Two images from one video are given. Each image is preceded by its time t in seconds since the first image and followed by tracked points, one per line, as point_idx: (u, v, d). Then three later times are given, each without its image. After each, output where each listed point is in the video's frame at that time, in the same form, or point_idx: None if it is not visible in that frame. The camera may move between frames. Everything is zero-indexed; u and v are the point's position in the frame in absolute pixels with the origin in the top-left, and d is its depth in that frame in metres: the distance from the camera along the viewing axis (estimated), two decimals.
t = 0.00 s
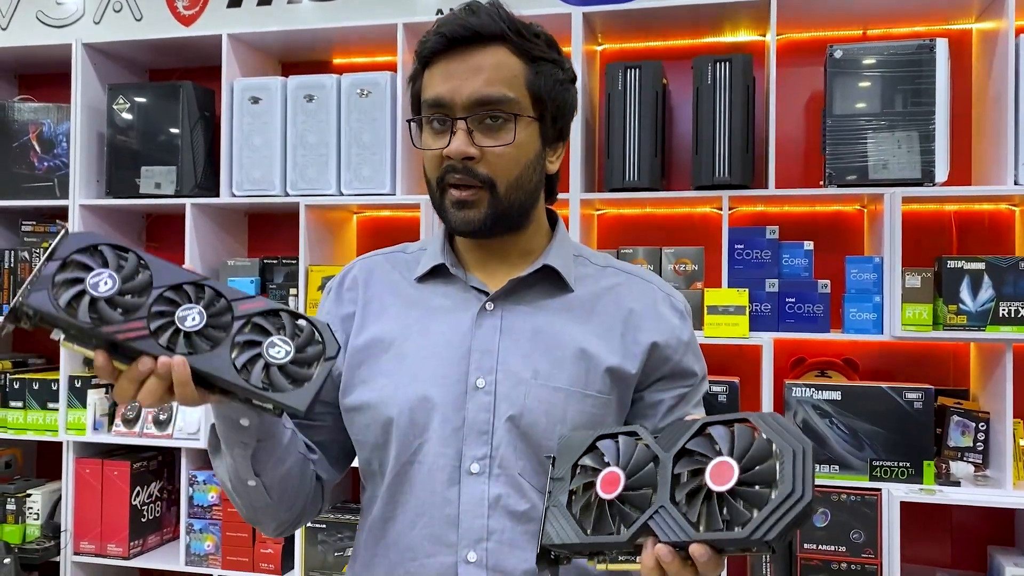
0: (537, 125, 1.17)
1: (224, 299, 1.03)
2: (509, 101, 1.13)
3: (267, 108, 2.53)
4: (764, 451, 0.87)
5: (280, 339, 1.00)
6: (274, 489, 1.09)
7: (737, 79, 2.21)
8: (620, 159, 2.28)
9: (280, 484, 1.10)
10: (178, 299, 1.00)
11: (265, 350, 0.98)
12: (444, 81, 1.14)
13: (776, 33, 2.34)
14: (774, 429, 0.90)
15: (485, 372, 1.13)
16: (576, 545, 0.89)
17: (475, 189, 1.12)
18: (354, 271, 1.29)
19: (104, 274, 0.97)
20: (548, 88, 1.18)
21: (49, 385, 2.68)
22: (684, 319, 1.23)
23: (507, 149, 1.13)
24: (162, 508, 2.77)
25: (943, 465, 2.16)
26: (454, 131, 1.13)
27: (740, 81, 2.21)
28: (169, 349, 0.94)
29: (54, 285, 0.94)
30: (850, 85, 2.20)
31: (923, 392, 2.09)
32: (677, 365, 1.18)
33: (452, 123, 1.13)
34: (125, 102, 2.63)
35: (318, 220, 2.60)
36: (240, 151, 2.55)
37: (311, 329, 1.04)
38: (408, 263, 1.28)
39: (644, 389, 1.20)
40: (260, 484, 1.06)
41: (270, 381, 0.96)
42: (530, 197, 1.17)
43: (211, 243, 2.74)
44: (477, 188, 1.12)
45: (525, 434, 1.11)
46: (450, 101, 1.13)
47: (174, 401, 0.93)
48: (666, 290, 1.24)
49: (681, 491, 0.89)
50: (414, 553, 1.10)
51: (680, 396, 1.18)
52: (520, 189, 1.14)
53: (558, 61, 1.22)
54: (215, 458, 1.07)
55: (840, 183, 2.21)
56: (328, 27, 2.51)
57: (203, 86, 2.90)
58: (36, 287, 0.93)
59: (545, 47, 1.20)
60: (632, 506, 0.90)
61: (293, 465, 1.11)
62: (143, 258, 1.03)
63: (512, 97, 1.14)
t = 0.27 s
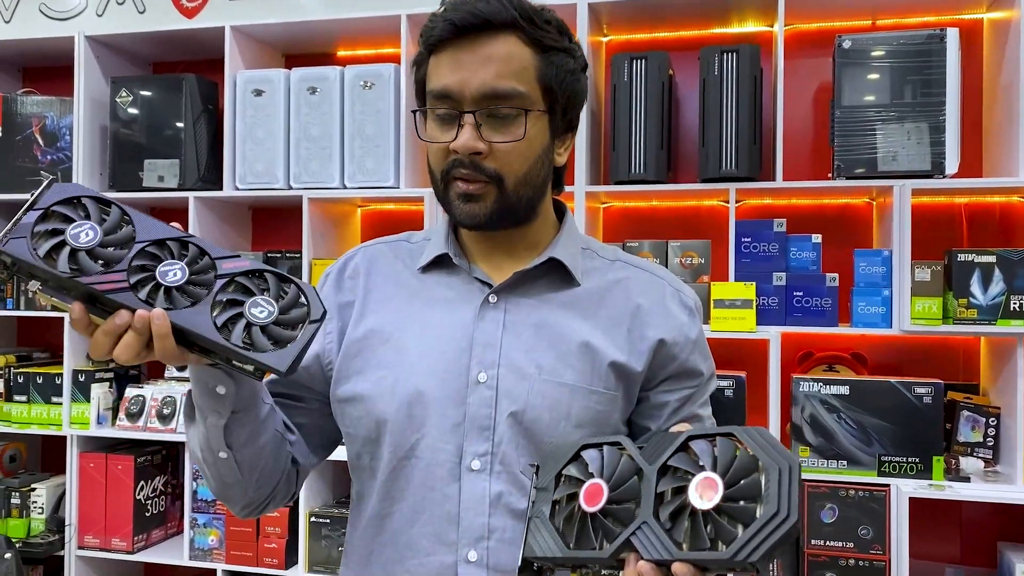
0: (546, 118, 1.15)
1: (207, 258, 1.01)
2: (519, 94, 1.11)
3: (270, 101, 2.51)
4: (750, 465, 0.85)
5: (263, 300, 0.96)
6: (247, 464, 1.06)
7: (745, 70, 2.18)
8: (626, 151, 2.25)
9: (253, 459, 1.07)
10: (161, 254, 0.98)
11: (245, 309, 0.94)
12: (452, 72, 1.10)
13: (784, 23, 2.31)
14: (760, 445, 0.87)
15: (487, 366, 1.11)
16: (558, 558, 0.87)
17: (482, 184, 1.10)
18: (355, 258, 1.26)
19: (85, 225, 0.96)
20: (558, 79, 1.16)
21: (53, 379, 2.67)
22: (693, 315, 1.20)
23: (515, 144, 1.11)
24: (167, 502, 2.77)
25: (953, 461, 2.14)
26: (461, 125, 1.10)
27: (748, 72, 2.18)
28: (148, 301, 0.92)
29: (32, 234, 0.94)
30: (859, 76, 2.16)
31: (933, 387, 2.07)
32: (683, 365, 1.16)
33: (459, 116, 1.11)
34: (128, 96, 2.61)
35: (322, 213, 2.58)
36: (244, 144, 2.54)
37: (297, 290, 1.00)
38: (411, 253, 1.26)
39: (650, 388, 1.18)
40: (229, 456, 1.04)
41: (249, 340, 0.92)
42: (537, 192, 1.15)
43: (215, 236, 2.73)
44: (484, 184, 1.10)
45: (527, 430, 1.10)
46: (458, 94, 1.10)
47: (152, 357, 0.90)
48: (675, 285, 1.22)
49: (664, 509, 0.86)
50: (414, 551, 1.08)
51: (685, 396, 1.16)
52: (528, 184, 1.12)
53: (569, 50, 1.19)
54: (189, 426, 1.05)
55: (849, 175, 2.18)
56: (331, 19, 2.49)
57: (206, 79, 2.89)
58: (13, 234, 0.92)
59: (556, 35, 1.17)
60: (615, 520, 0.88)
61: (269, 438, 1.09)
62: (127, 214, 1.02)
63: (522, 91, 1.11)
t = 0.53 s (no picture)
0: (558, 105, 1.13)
1: (228, 354, 0.98)
2: (533, 85, 1.08)
3: (275, 92, 2.49)
4: (731, 506, 0.83)
5: (295, 397, 0.95)
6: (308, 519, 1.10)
7: (755, 59, 2.15)
8: (634, 143, 2.23)
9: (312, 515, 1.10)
10: (181, 360, 0.96)
11: (279, 412, 0.94)
12: (460, 66, 1.07)
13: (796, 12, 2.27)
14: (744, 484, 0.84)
15: (492, 364, 1.09)
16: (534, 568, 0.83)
17: (504, 183, 1.08)
18: (355, 256, 1.25)
19: (94, 341, 0.95)
20: (567, 62, 1.13)
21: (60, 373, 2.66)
22: (704, 311, 1.17)
23: (534, 137, 1.09)
24: (174, 496, 2.76)
25: (966, 456, 2.11)
26: (477, 122, 1.08)
27: (758, 61, 2.15)
28: (175, 421, 0.92)
29: (38, 357, 0.95)
30: (871, 65, 2.13)
31: (947, 381, 2.04)
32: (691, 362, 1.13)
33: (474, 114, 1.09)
34: (132, 87, 2.60)
35: (327, 206, 2.57)
36: (248, 136, 2.52)
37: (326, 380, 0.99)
38: (411, 249, 1.24)
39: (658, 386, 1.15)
40: (286, 517, 1.08)
41: (289, 447, 0.92)
42: (554, 183, 1.14)
43: (220, 229, 2.71)
44: (504, 182, 1.09)
45: (533, 429, 1.07)
46: (472, 91, 1.07)
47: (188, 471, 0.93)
48: (686, 278, 1.17)
49: (643, 538, 0.83)
50: (416, 554, 1.07)
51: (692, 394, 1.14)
52: (547, 178, 1.11)
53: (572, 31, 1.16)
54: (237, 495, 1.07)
55: (860, 166, 2.15)
56: (336, 9, 2.46)
57: (212, 70, 2.87)
58: (20, 368, 0.93)
59: (559, 17, 1.13)
60: (594, 539, 0.85)
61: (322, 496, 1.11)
62: (135, 314, 1.00)
63: (535, 81, 1.09)
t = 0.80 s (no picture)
0: (556, 76, 1.10)
1: (238, 396, 1.04)
2: (524, 52, 1.06)
3: (284, 83, 2.47)
4: (747, 513, 0.81)
5: (317, 426, 1.02)
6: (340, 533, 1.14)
7: (771, 47, 2.11)
8: (647, 132, 2.20)
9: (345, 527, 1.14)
10: (190, 414, 1.02)
11: (303, 444, 1.01)
12: (448, 35, 1.05)
13: None
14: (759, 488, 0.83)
15: (500, 357, 1.07)
16: None
17: (495, 154, 1.05)
18: (358, 246, 1.23)
19: (93, 413, 1.01)
20: (565, 31, 1.11)
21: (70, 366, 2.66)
22: (721, 297, 1.13)
23: (526, 105, 1.05)
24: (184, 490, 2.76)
25: (987, 452, 2.08)
26: (466, 91, 1.06)
27: (774, 48, 2.11)
28: (197, 476, 0.99)
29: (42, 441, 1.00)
30: (889, 53, 2.08)
31: (967, 375, 1.99)
32: (707, 352, 1.09)
33: (462, 82, 1.06)
34: (141, 79, 2.58)
35: (337, 198, 2.54)
36: (258, 127, 2.50)
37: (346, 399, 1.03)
38: (414, 237, 1.21)
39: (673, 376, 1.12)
40: (321, 535, 1.12)
41: (323, 477, 1.00)
42: (555, 158, 1.10)
43: (230, 221, 2.69)
44: (496, 153, 1.05)
45: (543, 424, 1.04)
46: (459, 59, 1.05)
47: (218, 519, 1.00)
48: (701, 263, 1.13)
49: (655, 546, 0.83)
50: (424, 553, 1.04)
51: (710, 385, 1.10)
52: (543, 150, 1.07)
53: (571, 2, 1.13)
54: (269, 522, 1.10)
55: (879, 156, 2.11)
56: None
57: (221, 61, 2.85)
58: (28, 452, 1.00)
59: None
60: (605, 547, 0.84)
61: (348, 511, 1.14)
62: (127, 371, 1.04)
63: (527, 47, 1.06)
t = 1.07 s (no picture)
0: (553, 56, 1.06)
1: (250, 395, 1.02)
2: (517, 33, 1.03)
3: (295, 75, 2.45)
4: (743, 507, 0.78)
5: (328, 431, 1.00)
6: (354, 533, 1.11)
7: (787, 35, 2.07)
8: (661, 123, 2.16)
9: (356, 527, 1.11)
10: (201, 411, 1.01)
11: (313, 450, 0.99)
12: (438, 20, 1.03)
13: None
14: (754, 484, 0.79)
15: (506, 347, 1.04)
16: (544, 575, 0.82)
17: (489, 139, 1.03)
18: (366, 238, 1.21)
19: (104, 403, 0.99)
20: (562, 9, 1.07)
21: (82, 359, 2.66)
22: (736, 284, 1.10)
23: (519, 87, 1.02)
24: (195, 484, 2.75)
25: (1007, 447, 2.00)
26: (457, 76, 1.03)
27: (791, 37, 2.07)
28: (202, 474, 0.98)
29: (48, 426, 0.98)
30: (908, 41, 2.04)
31: (988, 369, 1.96)
32: (722, 343, 1.06)
33: (453, 68, 1.04)
34: (152, 71, 2.57)
35: (348, 191, 2.52)
36: (269, 120, 2.48)
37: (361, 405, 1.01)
38: (422, 227, 1.19)
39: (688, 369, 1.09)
40: (332, 535, 1.10)
41: (329, 483, 0.99)
42: (555, 142, 1.06)
43: (242, 215, 2.68)
44: (490, 138, 1.03)
45: (550, 415, 1.02)
46: (448, 44, 1.03)
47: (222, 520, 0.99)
48: (717, 250, 1.10)
49: (650, 546, 0.80)
50: (430, 549, 1.02)
51: (725, 377, 1.07)
52: (541, 133, 1.04)
53: None
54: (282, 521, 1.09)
55: (898, 146, 2.07)
56: None
57: (232, 54, 2.84)
58: (32, 438, 0.97)
59: None
60: (601, 545, 0.82)
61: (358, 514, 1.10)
62: (143, 364, 1.03)
63: (519, 29, 1.03)
